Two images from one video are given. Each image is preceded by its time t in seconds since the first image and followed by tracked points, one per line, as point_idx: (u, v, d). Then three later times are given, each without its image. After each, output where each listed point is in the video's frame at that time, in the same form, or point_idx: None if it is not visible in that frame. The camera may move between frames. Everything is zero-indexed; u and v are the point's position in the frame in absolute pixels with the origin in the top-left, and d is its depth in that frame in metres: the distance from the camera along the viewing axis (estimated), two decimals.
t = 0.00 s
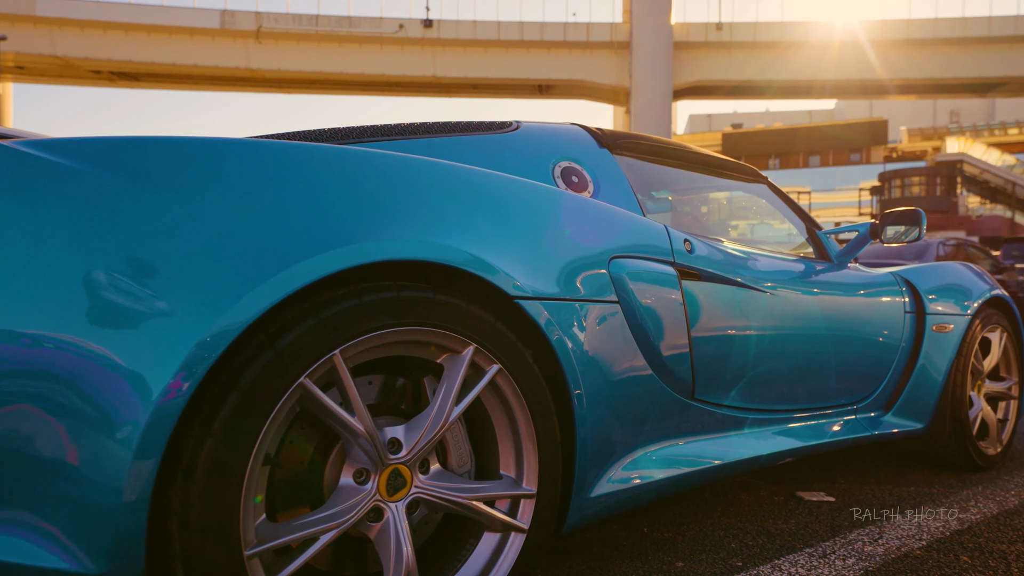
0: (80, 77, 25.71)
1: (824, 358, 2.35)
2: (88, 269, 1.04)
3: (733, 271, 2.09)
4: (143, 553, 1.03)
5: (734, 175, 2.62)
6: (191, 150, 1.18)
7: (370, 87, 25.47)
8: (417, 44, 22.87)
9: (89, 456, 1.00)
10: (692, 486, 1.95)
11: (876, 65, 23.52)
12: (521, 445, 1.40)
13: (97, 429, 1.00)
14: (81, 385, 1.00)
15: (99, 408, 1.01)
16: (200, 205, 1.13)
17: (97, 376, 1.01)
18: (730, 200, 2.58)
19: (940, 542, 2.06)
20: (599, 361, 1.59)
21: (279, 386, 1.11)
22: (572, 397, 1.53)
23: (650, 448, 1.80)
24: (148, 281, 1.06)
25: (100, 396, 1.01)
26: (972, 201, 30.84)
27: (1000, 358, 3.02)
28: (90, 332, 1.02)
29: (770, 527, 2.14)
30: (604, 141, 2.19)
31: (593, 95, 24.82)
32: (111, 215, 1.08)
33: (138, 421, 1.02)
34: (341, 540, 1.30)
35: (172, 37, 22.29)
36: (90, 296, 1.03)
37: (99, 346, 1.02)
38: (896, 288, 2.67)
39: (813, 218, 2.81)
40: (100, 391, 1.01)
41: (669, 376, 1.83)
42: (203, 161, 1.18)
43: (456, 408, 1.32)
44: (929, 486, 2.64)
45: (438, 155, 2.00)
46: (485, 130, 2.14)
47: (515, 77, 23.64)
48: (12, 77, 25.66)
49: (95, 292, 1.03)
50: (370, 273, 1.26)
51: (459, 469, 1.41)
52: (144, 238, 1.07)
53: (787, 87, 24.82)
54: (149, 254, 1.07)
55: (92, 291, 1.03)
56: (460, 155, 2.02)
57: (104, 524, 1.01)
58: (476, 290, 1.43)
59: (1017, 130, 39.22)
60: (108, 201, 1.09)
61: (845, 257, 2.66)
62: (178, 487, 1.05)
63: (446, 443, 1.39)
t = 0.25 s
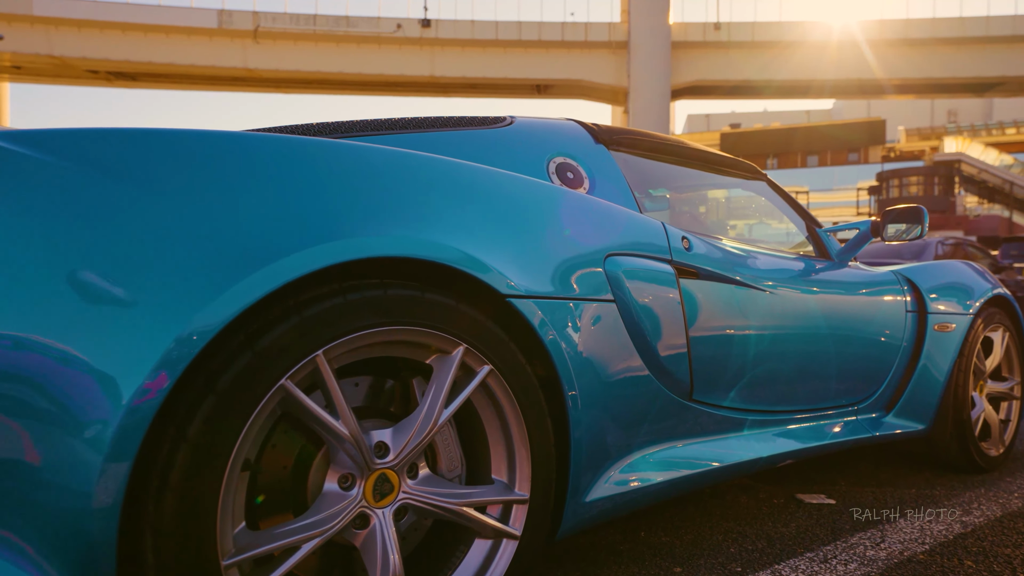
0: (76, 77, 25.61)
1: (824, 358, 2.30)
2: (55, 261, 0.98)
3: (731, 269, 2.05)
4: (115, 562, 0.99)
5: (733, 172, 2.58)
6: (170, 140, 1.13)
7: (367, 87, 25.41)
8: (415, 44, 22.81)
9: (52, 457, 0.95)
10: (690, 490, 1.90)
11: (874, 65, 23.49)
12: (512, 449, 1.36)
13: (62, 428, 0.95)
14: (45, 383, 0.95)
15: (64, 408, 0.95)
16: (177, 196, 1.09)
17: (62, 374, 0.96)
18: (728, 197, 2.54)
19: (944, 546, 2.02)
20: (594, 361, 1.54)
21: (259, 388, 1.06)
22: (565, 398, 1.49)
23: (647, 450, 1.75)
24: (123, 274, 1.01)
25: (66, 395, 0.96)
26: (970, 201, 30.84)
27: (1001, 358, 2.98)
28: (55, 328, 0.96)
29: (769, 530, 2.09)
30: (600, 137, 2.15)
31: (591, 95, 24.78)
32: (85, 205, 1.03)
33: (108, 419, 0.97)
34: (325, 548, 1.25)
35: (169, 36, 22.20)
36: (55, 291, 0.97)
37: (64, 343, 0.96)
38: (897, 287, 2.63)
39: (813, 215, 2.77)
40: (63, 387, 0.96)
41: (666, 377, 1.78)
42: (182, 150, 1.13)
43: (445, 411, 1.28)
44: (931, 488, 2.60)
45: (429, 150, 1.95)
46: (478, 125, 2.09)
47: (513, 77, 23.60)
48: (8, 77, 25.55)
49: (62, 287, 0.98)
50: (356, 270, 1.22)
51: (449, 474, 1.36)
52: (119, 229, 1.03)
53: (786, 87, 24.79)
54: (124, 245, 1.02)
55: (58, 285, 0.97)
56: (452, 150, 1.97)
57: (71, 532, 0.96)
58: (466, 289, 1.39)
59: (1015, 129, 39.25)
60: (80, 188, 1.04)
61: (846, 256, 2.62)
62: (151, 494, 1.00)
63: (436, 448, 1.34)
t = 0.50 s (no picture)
0: (70, 76, 25.49)
1: (823, 358, 2.26)
2: (17, 254, 0.93)
3: (729, 267, 2.01)
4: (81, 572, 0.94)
5: (731, 168, 2.54)
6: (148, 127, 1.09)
7: (363, 87, 25.33)
8: (412, 43, 22.74)
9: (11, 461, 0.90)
10: (687, 492, 1.86)
11: (870, 65, 23.50)
12: (503, 452, 1.31)
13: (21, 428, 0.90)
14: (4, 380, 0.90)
15: (24, 404, 0.91)
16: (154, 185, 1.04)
17: (21, 372, 0.91)
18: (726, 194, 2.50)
19: (945, 550, 1.98)
20: (588, 360, 1.49)
21: (235, 389, 1.02)
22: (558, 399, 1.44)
23: (643, 452, 1.71)
24: (92, 267, 0.96)
25: (27, 392, 0.91)
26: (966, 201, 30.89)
27: (1002, 358, 2.94)
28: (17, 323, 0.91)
29: (767, 534, 2.05)
30: (595, 131, 2.10)
31: (587, 94, 24.74)
32: (54, 193, 0.98)
33: (70, 417, 0.92)
34: (308, 555, 1.20)
35: (164, 35, 22.09)
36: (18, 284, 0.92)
37: (25, 339, 0.91)
38: (897, 285, 2.59)
39: (812, 213, 2.73)
40: (19, 382, 0.91)
41: (663, 377, 1.74)
42: (160, 137, 1.08)
43: (433, 411, 1.23)
44: (931, 490, 2.56)
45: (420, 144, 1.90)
46: (470, 119, 2.04)
47: (510, 77, 23.54)
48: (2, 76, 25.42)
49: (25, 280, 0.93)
50: (341, 265, 1.17)
51: (438, 478, 1.32)
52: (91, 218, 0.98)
53: (782, 87, 24.78)
54: (95, 235, 0.98)
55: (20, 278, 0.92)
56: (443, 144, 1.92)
57: (33, 540, 0.91)
58: (457, 286, 1.34)
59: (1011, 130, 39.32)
60: (49, 174, 0.99)
61: (845, 253, 2.58)
62: (120, 500, 0.95)
63: (424, 450, 1.29)
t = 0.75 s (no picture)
0: (61, 75, 25.28)
1: (819, 357, 2.22)
2: None
3: (723, 263, 1.96)
4: None
5: (725, 163, 2.49)
6: (113, 110, 1.03)
7: (357, 86, 25.22)
8: (405, 42, 22.65)
9: None
10: (679, 495, 1.81)
11: (864, 66, 23.55)
12: (489, 454, 1.26)
13: None
14: None
15: None
16: (118, 169, 0.98)
17: None
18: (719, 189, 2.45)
19: (944, 552, 1.94)
20: (577, 359, 1.45)
21: (203, 389, 0.96)
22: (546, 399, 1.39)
23: (635, 454, 1.66)
24: (49, 256, 0.91)
25: None
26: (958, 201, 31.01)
27: (998, 357, 2.91)
28: None
29: (762, 536, 2.00)
30: (586, 124, 2.05)
31: (582, 94, 24.71)
32: (10, 176, 0.92)
33: (18, 414, 0.86)
34: (283, 563, 1.15)
35: (155, 34, 21.94)
36: None
37: None
38: (893, 283, 2.55)
39: (807, 209, 2.69)
40: None
41: (656, 377, 1.69)
42: (126, 121, 1.03)
43: (416, 413, 1.18)
44: (928, 490, 2.52)
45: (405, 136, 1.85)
46: (457, 110, 1.99)
47: (504, 77, 23.48)
48: None
49: None
50: (318, 259, 1.12)
51: (421, 481, 1.26)
52: (50, 203, 0.92)
53: (776, 88, 24.81)
54: (55, 224, 0.92)
55: None
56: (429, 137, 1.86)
57: None
58: (441, 282, 1.29)
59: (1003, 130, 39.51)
60: (5, 155, 0.93)
61: (840, 250, 2.54)
62: (77, 505, 0.90)
63: (406, 452, 1.24)
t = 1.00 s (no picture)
0: (45, 72, 24.98)
1: (809, 355, 2.19)
2: None
3: (712, 260, 1.92)
4: None
5: (714, 158, 2.45)
6: (73, 92, 0.98)
7: (346, 85, 25.08)
8: (395, 41, 22.55)
9: None
10: (668, 497, 1.77)
11: (852, 66, 23.66)
12: (468, 457, 1.21)
13: None
14: None
15: None
16: (76, 153, 0.93)
17: None
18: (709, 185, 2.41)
19: (935, 553, 1.90)
20: (562, 358, 1.40)
21: (163, 389, 0.91)
22: (529, 399, 1.34)
23: (622, 455, 1.61)
24: None
25: None
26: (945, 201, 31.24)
27: (988, 355, 2.89)
28: None
29: (752, 538, 1.97)
30: (572, 118, 2.01)
31: (572, 94, 24.68)
32: None
33: None
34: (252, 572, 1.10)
35: (142, 31, 21.71)
36: None
37: None
38: (884, 280, 2.53)
39: (796, 205, 2.66)
40: None
41: (643, 376, 1.65)
42: (88, 103, 0.98)
43: (391, 416, 1.13)
44: (918, 490, 2.49)
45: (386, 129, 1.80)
46: (441, 103, 1.94)
47: (494, 76, 23.42)
48: None
49: None
50: (290, 253, 1.07)
51: (398, 486, 1.21)
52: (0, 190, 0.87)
53: (765, 88, 24.89)
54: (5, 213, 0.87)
55: None
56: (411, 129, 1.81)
57: None
58: (420, 279, 1.24)
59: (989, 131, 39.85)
60: None
61: (831, 247, 2.51)
62: (25, 513, 0.84)
63: (382, 455, 1.19)
